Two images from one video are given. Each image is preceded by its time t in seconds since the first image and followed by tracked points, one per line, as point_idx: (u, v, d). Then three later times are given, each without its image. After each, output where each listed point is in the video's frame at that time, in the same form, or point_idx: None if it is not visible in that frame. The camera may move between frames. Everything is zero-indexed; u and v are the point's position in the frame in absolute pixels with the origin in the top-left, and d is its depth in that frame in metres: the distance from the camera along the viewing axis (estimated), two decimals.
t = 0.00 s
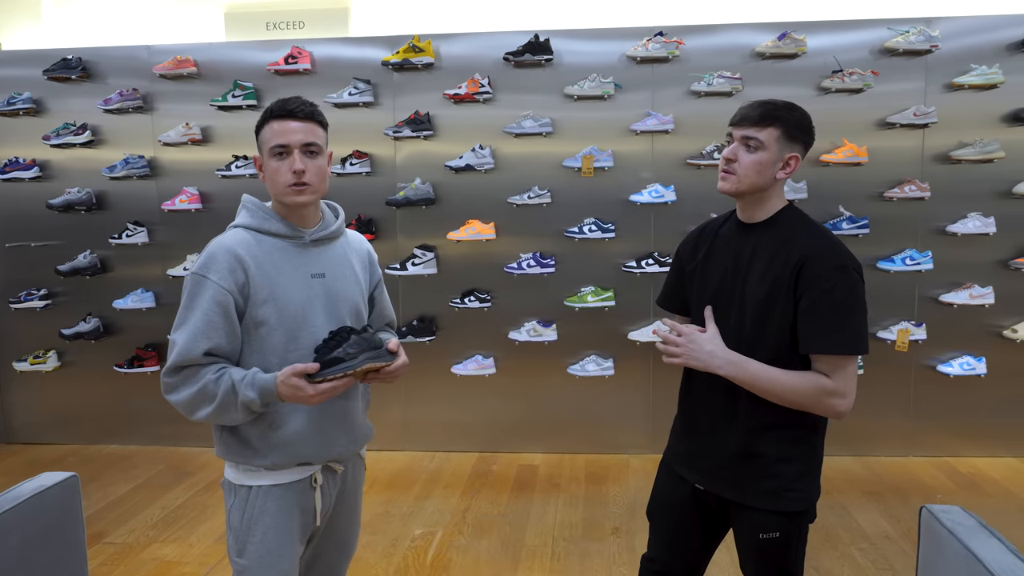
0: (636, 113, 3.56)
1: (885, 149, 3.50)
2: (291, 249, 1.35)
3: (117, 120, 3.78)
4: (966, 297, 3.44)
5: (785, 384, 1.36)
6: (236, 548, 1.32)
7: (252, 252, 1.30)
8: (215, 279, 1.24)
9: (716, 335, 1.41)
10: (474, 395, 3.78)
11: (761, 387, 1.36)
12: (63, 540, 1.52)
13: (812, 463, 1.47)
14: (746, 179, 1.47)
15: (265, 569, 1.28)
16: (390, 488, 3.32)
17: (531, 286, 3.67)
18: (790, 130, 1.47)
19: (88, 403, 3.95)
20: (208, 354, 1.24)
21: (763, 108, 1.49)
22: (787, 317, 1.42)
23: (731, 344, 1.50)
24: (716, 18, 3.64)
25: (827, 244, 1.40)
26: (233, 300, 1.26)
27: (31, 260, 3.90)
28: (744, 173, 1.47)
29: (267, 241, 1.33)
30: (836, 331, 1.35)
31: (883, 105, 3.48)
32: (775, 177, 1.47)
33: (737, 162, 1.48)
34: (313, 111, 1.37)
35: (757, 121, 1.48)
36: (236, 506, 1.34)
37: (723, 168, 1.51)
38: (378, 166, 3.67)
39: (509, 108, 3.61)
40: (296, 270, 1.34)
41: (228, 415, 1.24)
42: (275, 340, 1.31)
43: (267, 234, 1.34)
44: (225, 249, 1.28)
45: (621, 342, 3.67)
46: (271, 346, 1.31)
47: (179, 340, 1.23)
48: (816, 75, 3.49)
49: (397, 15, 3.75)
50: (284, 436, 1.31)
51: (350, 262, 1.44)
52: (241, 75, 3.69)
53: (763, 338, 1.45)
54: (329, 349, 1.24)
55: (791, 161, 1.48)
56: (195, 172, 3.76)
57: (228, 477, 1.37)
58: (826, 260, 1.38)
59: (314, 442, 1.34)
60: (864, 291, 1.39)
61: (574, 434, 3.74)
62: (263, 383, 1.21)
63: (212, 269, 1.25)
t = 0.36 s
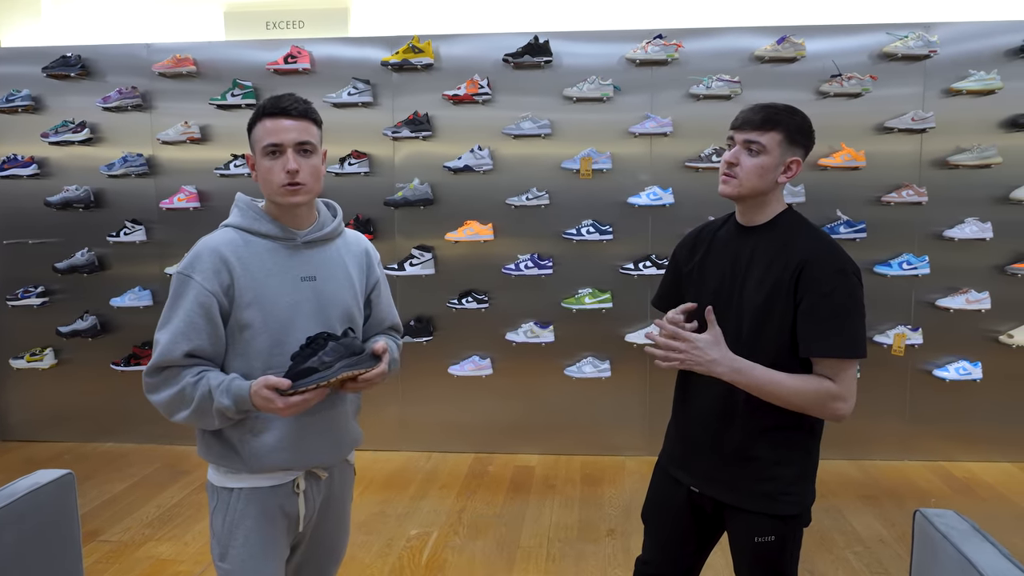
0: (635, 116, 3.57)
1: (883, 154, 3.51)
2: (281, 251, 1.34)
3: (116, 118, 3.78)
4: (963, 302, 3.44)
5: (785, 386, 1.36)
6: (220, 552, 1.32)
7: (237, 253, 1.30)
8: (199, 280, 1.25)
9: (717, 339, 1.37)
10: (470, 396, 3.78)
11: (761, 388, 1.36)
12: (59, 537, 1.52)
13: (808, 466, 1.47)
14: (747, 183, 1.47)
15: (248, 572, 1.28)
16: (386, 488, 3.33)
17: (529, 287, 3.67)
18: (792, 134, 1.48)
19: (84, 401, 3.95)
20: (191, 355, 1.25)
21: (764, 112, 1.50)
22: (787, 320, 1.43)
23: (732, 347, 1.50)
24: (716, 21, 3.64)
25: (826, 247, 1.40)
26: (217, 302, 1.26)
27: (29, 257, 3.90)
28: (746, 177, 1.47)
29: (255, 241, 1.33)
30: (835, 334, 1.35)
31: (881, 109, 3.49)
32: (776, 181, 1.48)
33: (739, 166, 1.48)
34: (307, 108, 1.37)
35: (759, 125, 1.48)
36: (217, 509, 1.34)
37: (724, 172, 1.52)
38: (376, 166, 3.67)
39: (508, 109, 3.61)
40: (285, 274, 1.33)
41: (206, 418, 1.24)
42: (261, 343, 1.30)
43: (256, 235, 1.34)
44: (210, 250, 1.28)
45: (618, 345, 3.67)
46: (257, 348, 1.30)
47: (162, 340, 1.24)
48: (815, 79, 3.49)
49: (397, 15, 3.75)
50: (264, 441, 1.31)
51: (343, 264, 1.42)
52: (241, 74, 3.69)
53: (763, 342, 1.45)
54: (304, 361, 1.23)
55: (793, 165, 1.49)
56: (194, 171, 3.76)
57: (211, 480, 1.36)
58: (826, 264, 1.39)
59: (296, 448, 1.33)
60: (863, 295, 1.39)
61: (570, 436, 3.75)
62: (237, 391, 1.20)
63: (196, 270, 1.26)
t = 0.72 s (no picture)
0: (635, 116, 3.57)
1: (883, 155, 3.50)
2: (258, 256, 1.30)
3: (116, 116, 3.77)
4: (962, 304, 3.44)
5: (787, 386, 1.36)
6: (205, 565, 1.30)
7: (212, 260, 1.25)
8: (172, 290, 1.20)
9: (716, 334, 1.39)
10: (469, 396, 3.78)
11: (766, 390, 1.36)
12: (57, 535, 1.52)
13: (808, 466, 1.47)
14: (752, 184, 1.47)
15: None
16: (384, 487, 3.33)
17: (528, 287, 3.67)
18: (797, 137, 1.48)
19: (83, 399, 3.95)
20: (166, 368, 1.21)
21: (770, 113, 1.49)
22: (789, 322, 1.42)
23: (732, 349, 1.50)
24: (716, 21, 3.64)
25: (827, 249, 1.41)
26: (191, 311, 1.21)
27: (28, 255, 3.90)
28: (751, 178, 1.47)
29: (231, 247, 1.28)
30: (836, 336, 1.35)
31: (882, 111, 3.49)
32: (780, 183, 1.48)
33: (745, 166, 1.48)
34: (284, 106, 1.32)
35: (766, 126, 1.48)
36: (200, 522, 1.31)
37: (729, 171, 1.51)
38: (376, 165, 3.67)
39: (509, 109, 3.61)
40: (263, 279, 1.28)
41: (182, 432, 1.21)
42: (240, 349, 1.25)
43: (233, 240, 1.29)
44: (183, 257, 1.24)
45: (617, 345, 3.67)
46: (235, 355, 1.25)
47: (136, 352, 1.20)
48: (815, 81, 3.49)
49: (398, 14, 3.75)
50: (243, 451, 1.27)
51: (327, 264, 1.38)
52: (241, 72, 3.69)
53: (764, 344, 1.45)
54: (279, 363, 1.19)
55: (796, 168, 1.49)
56: (193, 169, 3.76)
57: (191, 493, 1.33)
58: (827, 265, 1.39)
59: (279, 459, 1.29)
60: (864, 296, 1.39)
61: (569, 436, 3.75)
62: (210, 399, 1.17)
63: (170, 279, 1.21)
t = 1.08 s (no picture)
0: (635, 115, 3.57)
1: (883, 154, 3.50)
2: (220, 255, 1.23)
3: (115, 116, 3.77)
4: (962, 302, 3.44)
5: (789, 386, 1.36)
6: None
7: (169, 262, 1.18)
8: (127, 295, 1.13)
9: (717, 332, 1.38)
10: (469, 396, 3.78)
11: (767, 388, 1.36)
12: (58, 535, 1.52)
13: (809, 466, 1.47)
14: (753, 184, 1.46)
15: None
16: (384, 487, 3.33)
17: (528, 286, 3.67)
18: (797, 136, 1.48)
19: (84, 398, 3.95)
20: (121, 378, 1.14)
21: (770, 113, 1.49)
22: (790, 321, 1.42)
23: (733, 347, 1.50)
24: (716, 20, 3.64)
25: (826, 247, 1.41)
26: (148, 317, 1.14)
27: (28, 254, 3.89)
28: (752, 178, 1.46)
29: (189, 248, 1.21)
30: (837, 336, 1.35)
31: (881, 109, 3.49)
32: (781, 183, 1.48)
33: (745, 167, 1.47)
34: (212, 95, 1.23)
35: (766, 126, 1.48)
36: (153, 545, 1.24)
37: (729, 172, 1.50)
38: (376, 165, 3.67)
39: (508, 108, 3.61)
40: (226, 279, 1.21)
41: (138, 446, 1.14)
42: (200, 354, 1.18)
43: (193, 240, 1.22)
44: (139, 260, 1.17)
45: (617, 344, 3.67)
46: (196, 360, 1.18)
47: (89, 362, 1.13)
48: (814, 80, 3.49)
49: (397, 13, 3.75)
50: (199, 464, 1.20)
51: (297, 262, 1.30)
52: (240, 72, 3.68)
53: (764, 344, 1.45)
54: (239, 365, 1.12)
55: (797, 167, 1.50)
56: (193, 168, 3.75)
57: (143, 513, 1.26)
58: (827, 264, 1.39)
59: (238, 472, 1.21)
60: (865, 295, 1.39)
61: (569, 435, 3.75)
62: (166, 408, 1.10)
63: (125, 283, 1.14)
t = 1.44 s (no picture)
0: (633, 113, 3.56)
1: (882, 151, 3.50)
2: (170, 261, 1.23)
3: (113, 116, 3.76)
4: (961, 299, 3.44)
5: (789, 383, 1.35)
6: None
7: (114, 270, 1.18)
8: (71, 304, 1.13)
9: (715, 331, 1.40)
10: (468, 395, 3.78)
11: (766, 385, 1.35)
12: (57, 537, 1.52)
13: (809, 463, 1.47)
14: (754, 185, 1.46)
15: None
16: (384, 486, 3.33)
17: (527, 285, 3.67)
18: (796, 134, 1.47)
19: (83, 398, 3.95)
20: (67, 390, 1.13)
21: (767, 111, 1.47)
22: (789, 318, 1.42)
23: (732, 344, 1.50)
24: (714, 17, 3.63)
25: (827, 244, 1.40)
26: (93, 326, 1.14)
27: (26, 255, 3.89)
28: (752, 179, 1.46)
29: (137, 254, 1.21)
30: (837, 333, 1.34)
31: (880, 106, 3.49)
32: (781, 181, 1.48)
33: (746, 167, 1.47)
34: (177, 89, 1.23)
35: (765, 126, 1.46)
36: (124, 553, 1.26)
37: (729, 172, 1.50)
38: (374, 164, 3.66)
39: (507, 107, 3.61)
40: (176, 286, 1.22)
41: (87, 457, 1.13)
42: (149, 361, 1.18)
43: (143, 246, 1.23)
44: (83, 268, 1.16)
45: (616, 342, 3.67)
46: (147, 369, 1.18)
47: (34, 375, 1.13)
48: (813, 77, 3.49)
49: (395, 12, 3.74)
50: (153, 475, 1.20)
51: (257, 262, 1.30)
52: (238, 71, 3.68)
53: (764, 341, 1.44)
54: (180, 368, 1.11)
55: (797, 164, 1.49)
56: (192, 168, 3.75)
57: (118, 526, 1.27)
58: (827, 260, 1.38)
59: (194, 480, 1.21)
60: (864, 291, 1.39)
61: (570, 434, 3.75)
62: (108, 416, 1.10)
63: (70, 292, 1.14)
